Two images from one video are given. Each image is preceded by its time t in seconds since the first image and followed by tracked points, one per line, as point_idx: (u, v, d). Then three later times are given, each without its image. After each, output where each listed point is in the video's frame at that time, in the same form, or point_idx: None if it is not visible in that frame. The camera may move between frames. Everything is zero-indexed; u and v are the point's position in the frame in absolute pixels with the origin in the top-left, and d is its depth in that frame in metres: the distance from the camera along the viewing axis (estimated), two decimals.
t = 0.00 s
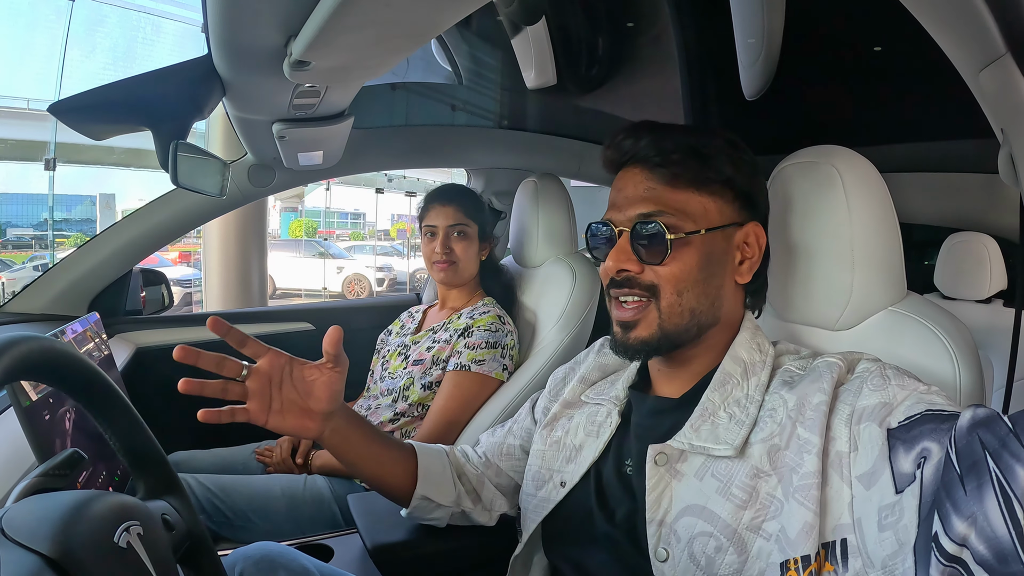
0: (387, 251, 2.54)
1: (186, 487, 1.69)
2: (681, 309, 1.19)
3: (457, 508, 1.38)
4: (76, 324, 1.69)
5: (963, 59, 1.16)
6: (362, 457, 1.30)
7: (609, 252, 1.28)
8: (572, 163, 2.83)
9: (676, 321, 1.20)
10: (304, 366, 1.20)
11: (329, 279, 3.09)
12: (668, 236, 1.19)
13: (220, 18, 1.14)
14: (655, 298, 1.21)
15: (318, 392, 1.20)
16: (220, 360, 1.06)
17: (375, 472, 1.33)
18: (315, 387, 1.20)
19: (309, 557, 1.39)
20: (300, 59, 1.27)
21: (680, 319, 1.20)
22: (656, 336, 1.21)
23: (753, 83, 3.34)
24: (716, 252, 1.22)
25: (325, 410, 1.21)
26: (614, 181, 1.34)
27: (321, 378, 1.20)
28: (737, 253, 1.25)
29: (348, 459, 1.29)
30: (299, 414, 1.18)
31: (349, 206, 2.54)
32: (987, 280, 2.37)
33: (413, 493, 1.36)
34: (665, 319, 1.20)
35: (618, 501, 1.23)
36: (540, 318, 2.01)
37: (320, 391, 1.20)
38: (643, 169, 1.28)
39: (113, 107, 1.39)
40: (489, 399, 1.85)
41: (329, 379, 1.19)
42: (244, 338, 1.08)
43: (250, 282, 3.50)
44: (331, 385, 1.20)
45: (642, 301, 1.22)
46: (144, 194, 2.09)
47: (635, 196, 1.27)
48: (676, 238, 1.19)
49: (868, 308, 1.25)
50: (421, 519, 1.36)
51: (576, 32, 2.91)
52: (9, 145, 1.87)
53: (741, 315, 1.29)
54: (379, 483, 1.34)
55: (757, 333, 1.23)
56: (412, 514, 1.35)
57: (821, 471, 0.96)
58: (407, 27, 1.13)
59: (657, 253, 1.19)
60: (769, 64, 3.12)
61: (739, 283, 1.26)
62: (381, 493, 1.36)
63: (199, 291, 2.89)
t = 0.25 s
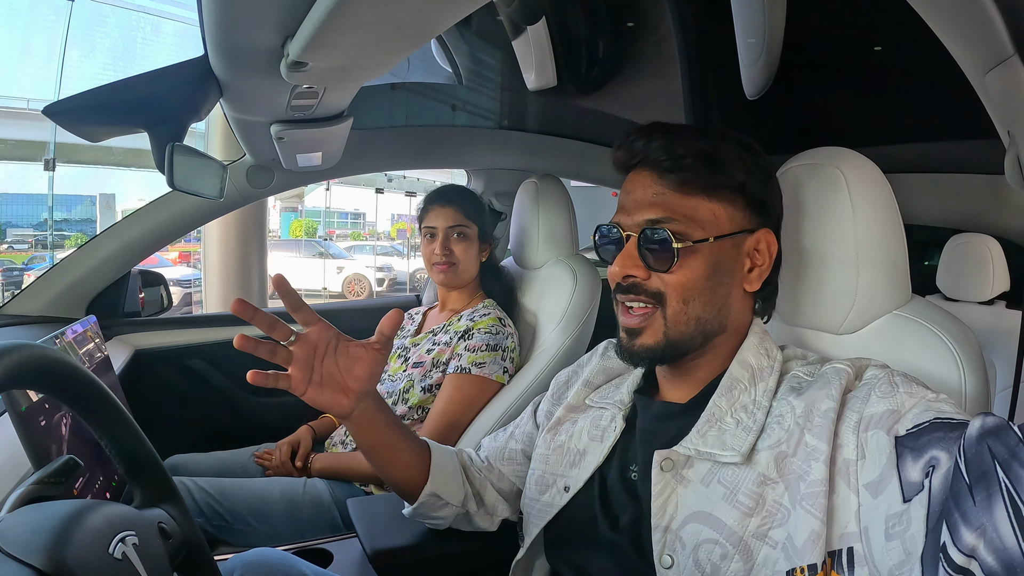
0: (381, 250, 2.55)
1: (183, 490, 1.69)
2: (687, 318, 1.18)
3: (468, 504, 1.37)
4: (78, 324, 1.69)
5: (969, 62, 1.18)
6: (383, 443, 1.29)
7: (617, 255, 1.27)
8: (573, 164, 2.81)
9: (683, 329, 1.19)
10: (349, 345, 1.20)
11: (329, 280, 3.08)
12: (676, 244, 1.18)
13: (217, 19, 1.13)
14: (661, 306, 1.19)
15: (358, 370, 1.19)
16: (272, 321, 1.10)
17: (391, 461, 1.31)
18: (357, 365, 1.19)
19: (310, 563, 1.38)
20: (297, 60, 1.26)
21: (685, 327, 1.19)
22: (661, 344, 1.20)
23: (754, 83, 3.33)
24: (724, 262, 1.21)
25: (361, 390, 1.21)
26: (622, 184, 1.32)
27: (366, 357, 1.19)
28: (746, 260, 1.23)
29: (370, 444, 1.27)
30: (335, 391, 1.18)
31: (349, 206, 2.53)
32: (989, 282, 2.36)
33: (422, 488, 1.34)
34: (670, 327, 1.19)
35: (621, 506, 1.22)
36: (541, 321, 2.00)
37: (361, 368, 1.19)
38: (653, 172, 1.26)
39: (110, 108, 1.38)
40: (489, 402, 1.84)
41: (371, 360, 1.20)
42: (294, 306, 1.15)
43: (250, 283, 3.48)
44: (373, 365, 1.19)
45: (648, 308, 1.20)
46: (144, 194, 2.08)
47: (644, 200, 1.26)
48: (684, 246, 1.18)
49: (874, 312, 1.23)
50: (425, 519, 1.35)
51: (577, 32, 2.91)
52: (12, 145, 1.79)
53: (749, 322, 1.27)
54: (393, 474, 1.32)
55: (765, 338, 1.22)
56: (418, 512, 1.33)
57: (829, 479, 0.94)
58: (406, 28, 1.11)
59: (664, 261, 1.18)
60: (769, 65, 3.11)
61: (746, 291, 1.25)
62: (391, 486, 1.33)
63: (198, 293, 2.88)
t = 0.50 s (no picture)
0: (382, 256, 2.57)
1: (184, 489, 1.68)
2: (687, 314, 1.18)
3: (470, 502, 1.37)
4: (78, 324, 1.69)
5: (972, 60, 1.18)
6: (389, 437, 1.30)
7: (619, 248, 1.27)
8: (573, 163, 2.81)
9: (682, 325, 1.18)
10: (362, 337, 1.23)
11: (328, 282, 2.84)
12: (679, 239, 1.17)
13: (217, 17, 1.13)
14: (661, 301, 1.19)
15: (370, 362, 1.21)
16: (288, 310, 1.14)
17: (396, 455, 1.33)
18: (368, 358, 1.21)
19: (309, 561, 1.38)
20: (298, 58, 1.26)
21: (685, 324, 1.18)
22: (660, 340, 1.20)
23: (755, 83, 3.33)
24: (726, 259, 1.21)
25: (371, 381, 1.23)
26: (627, 179, 1.33)
27: (377, 350, 1.21)
28: (748, 260, 1.23)
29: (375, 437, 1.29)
30: (346, 382, 1.21)
31: (349, 206, 2.48)
32: (990, 281, 2.36)
33: (425, 483, 1.35)
34: (670, 322, 1.19)
35: (622, 504, 1.22)
36: (542, 319, 2.00)
37: (371, 361, 1.21)
38: (659, 167, 1.26)
39: (111, 106, 1.38)
40: (489, 400, 1.84)
41: (383, 353, 1.22)
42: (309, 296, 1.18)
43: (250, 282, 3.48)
44: (385, 358, 1.22)
45: (648, 303, 1.20)
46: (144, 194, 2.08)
47: (648, 195, 1.26)
48: (686, 242, 1.18)
49: (874, 310, 1.23)
50: (425, 516, 1.34)
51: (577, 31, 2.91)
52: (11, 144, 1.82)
53: (749, 320, 1.27)
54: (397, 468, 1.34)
55: (766, 336, 1.22)
56: (420, 507, 1.33)
57: (829, 476, 0.94)
58: (407, 26, 1.11)
59: (665, 256, 1.18)
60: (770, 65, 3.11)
61: (747, 291, 1.24)
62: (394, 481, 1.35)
63: (198, 292, 2.88)
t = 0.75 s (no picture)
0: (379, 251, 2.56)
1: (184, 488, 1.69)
2: (686, 315, 1.18)
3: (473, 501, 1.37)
4: (79, 324, 1.70)
5: (969, 62, 1.19)
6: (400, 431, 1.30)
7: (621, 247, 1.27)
8: (573, 163, 2.81)
9: (681, 327, 1.18)
10: (383, 331, 1.22)
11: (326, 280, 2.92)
12: (680, 240, 1.17)
13: (217, 19, 1.13)
14: (660, 302, 1.19)
15: (388, 357, 1.21)
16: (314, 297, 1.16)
17: (404, 452, 1.33)
18: (388, 352, 1.20)
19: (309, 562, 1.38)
20: (298, 60, 1.26)
21: (684, 326, 1.18)
22: (658, 342, 1.20)
23: (755, 83, 3.33)
24: (726, 261, 1.20)
25: (388, 375, 1.22)
26: (630, 178, 1.32)
27: (397, 344, 1.20)
28: (748, 263, 1.23)
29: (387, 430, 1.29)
30: (364, 374, 1.21)
31: (350, 206, 2.50)
32: (989, 281, 2.36)
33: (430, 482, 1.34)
34: (669, 324, 1.19)
35: (621, 504, 1.22)
36: (541, 321, 2.00)
37: (390, 355, 1.20)
38: (662, 167, 1.26)
39: (111, 108, 1.38)
40: (489, 401, 1.84)
41: (403, 348, 1.20)
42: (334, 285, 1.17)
43: (250, 283, 3.48)
44: (404, 354, 1.21)
45: (648, 303, 1.20)
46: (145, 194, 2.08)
47: (649, 195, 1.26)
48: (687, 243, 1.18)
49: (874, 311, 1.23)
50: (427, 514, 1.34)
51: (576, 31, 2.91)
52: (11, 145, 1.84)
53: (749, 322, 1.27)
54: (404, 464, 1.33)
55: (765, 338, 1.22)
56: (423, 506, 1.33)
57: (829, 477, 0.94)
58: (407, 27, 1.11)
59: (666, 256, 1.17)
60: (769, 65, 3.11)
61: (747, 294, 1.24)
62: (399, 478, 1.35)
63: (198, 293, 2.88)
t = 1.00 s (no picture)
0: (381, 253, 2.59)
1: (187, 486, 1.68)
2: (688, 309, 1.18)
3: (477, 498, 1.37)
4: (79, 324, 1.69)
5: (970, 58, 1.18)
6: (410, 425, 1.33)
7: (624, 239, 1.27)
8: (573, 163, 2.81)
9: (683, 320, 1.18)
10: (401, 325, 1.29)
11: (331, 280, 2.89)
12: (685, 232, 1.17)
13: (217, 17, 1.13)
14: (662, 295, 1.19)
15: (407, 349, 1.28)
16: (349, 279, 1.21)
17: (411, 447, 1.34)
18: (407, 345, 1.28)
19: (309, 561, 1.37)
20: (298, 58, 1.25)
21: (686, 320, 1.18)
22: (659, 335, 1.20)
23: (755, 83, 3.32)
24: (730, 257, 1.20)
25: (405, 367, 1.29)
26: (636, 171, 1.32)
27: (417, 337, 1.29)
28: (751, 261, 1.23)
29: (398, 423, 1.31)
30: (384, 363, 1.26)
31: (349, 207, 2.30)
32: (990, 279, 2.35)
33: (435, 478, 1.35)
34: (670, 317, 1.19)
35: (622, 502, 1.22)
36: (542, 319, 2.00)
37: (410, 347, 1.28)
38: (670, 161, 1.26)
39: (110, 106, 1.38)
40: (489, 400, 1.84)
41: (420, 341, 1.29)
42: (360, 273, 1.26)
43: (250, 283, 3.48)
44: (421, 347, 1.29)
45: (650, 295, 1.20)
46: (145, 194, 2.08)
47: (655, 188, 1.26)
48: (691, 236, 1.18)
49: (875, 308, 1.23)
50: (430, 512, 1.35)
51: (575, 31, 2.92)
52: (9, 145, 1.80)
53: (750, 320, 1.27)
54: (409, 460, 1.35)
55: (766, 336, 1.22)
56: (427, 502, 1.33)
57: (830, 474, 0.94)
58: (407, 24, 1.11)
59: (670, 248, 1.17)
60: (769, 64, 3.11)
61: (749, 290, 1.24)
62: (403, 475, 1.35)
63: (198, 293, 2.87)
